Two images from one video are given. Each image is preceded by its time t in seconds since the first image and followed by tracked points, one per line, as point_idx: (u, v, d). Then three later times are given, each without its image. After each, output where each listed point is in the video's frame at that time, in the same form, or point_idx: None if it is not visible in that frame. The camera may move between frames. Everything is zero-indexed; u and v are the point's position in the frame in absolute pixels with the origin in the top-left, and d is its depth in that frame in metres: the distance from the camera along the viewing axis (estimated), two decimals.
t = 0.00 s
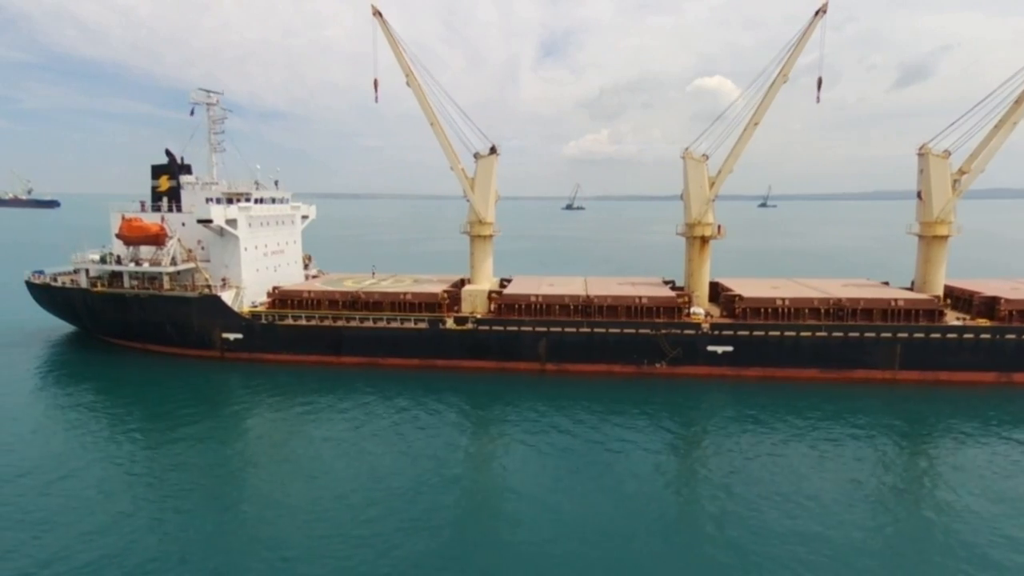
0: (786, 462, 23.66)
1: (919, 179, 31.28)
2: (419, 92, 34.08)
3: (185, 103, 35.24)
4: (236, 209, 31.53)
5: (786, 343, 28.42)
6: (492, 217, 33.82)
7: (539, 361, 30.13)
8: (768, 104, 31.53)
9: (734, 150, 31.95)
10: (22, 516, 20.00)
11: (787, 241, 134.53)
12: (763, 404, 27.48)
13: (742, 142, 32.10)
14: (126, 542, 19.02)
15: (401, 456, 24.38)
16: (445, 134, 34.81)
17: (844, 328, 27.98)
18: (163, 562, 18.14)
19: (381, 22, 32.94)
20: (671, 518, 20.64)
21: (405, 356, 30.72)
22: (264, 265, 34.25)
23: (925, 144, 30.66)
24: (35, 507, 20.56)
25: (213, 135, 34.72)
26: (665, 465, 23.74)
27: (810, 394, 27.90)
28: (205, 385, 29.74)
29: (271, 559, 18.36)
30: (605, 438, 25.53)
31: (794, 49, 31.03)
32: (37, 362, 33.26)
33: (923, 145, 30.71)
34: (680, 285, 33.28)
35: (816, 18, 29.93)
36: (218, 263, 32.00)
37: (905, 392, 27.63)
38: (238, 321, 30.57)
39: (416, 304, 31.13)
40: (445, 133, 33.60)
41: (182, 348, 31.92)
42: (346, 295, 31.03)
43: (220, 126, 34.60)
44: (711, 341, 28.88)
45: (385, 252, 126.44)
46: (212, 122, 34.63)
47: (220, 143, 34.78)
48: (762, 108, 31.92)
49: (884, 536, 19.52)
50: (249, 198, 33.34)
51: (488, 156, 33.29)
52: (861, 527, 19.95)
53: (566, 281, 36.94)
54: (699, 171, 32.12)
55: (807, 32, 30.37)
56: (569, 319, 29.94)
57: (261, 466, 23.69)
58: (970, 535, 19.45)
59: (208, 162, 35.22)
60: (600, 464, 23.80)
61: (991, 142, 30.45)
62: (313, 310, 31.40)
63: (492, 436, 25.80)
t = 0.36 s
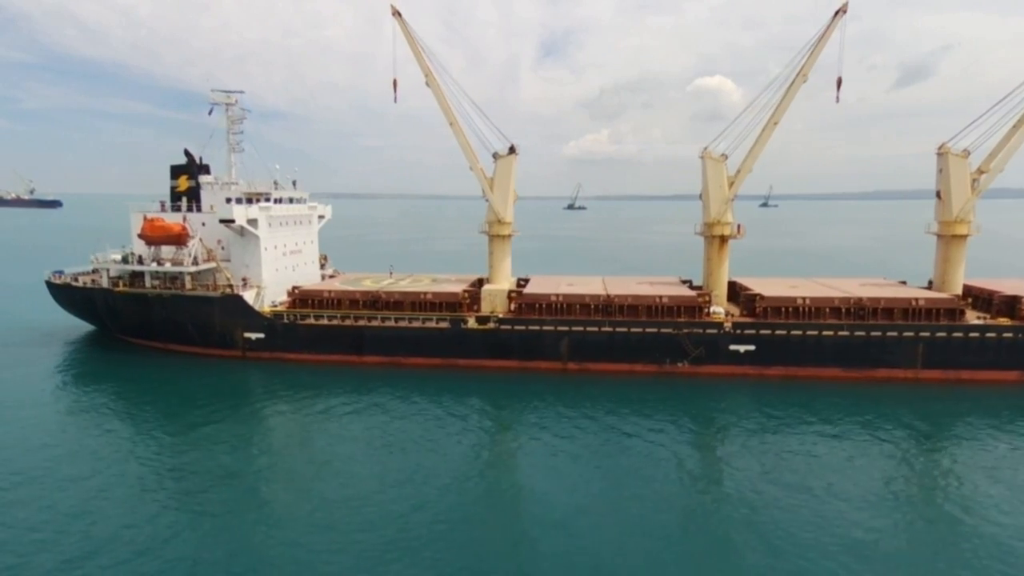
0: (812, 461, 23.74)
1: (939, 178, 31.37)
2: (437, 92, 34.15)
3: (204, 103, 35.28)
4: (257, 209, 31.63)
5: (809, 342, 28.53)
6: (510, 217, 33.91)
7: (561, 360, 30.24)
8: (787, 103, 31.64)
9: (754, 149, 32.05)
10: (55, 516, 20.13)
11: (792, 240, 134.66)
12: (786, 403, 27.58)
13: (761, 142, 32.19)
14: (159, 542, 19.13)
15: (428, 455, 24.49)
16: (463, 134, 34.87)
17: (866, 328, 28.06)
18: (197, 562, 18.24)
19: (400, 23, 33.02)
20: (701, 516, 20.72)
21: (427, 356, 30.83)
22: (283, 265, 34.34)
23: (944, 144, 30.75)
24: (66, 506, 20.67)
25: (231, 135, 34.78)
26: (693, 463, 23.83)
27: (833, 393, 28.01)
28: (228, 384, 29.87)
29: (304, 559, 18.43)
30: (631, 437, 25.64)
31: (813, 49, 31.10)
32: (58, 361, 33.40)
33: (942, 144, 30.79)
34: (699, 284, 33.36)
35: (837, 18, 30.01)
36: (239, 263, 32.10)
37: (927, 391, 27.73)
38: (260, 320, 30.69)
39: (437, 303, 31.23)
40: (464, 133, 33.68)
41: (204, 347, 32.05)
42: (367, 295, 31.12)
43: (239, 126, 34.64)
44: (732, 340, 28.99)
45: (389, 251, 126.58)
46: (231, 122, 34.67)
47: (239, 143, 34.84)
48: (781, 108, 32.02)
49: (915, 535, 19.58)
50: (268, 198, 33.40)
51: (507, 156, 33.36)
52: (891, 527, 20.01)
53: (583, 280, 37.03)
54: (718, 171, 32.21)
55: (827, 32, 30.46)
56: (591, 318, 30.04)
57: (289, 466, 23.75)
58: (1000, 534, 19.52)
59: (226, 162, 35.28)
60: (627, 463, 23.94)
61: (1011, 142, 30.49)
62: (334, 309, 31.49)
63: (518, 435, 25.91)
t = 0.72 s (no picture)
0: (839, 459, 23.82)
1: (956, 178, 31.46)
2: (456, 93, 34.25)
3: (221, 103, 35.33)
4: (277, 209, 31.70)
5: (830, 341, 28.65)
6: (528, 217, 34.00)
7: (582, 360, 30.35)
8: (805, 104, 31.77)
9: (772, 149, 32.16)
10: (85, 516, 20.20)
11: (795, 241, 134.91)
12: (809, 401, 27.67)
13: (780, 141, 32.29)
14: (191, 541, 19.23)
15: (454, 454, 24.60)
16: (481, 134, 34.96)
17: (887, 327, 28.15)
18: (230, 561, 18.29)
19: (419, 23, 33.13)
20: (729, 515, 20.82)
21: (448, 355, 30.93)
22: (301, 265, 34.40)
23: (963, 144, 30.84)
24: (96, 506, 20.76)
25: (250, 135, 34.85)
26: (718, 462, 23.95)
27: (854, 392, 28.09)
28: (250, 384, 29.98)
29: (336, 558, 18.48)
30: (656, 436, 25.72)
31: (832, 49, 31.20)
32: (78, 361, 33.51)
33: (960, 144, 30.88)
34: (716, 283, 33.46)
35: (856, 18, 30.14)
36: (258, 263, 32.18)
37: (949, 390, 27.82)
38: (282, 320, 30.79)
39: (457, 303, 31.32)
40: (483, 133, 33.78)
41: (225, 347, 32.15)
42: (387, 294, 31.21)
43: (257, 126, 34.69)
44: (754, 339, 29.11)
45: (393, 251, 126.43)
46: (249, 122, 34.71)
47: (257, 144, 34.89)
48: (799, 108, 32.13)
49: (944, 534, 19.64)
50: (287, 198, 33.45)
51: (526, 155, 33.46)
52: (920, 525, 20.07)
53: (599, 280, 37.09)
54: (737, 171, 32.31)
55: (846, 32, 30.60)
56: (611, 317, 30.13)
57: (316, 465, 23.82)
58: None
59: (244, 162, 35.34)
60: (652, 461, 24.07)
61: None
62: (355, 309, 31.58)
63: (543, 435, 25.98)
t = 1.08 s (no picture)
0: (865, 457, 23.92)
1: (974, 177, 31.51)
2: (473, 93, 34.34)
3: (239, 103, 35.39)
4: (297, 209, 31.79)
5: (852, 340, 28.76)
6: (546, 217, 34.08)
7: (604, 359, 30.46)
8: (824, 104, 31.91)
9: (791, 148, 32.26)
10: (117, 515, 20.25)
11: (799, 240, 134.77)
12: (831, 400, 27.78)
13: (798, 141, 32.40)
14: (225, 541, 19.26)
15: (480, 454, 24.68)
16: (499, 134, 35.05)
17: (908, 326, 28.27)
18: (266, 560, 18.35)
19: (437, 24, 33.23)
20: (759, 513, 20.88)
21: (470, 354, 31.08)
22: (320, 264, 34.48)
23: (981, 143, 30.88)
24: (127, 506, 20.81)
25: (268, 135, 34.92)
26: (745, 460, 24.04)
27: (876, 391, 28.20)
28: (272, 383, 30.05)
29: (370, 557, 18.53)
30: (681, 434, 25.83)
31: (851, 49, 31.31)
32: (98, 361, 33.56)
33: (979, 143, 30.92)
34: (734, 283, 33.55)
35: (876, 18, 30.25)
36: (278, 263, 32.28)
37: (971, 389, 27.93)
38: (303, 319, 30.89)
39: (476, 302, 31.41)
40: (501, 133, 33.88)
41: (246, 347, 32.27)
42: (407, 294, 31.30)
43: (276, 127, 34.76)
44: (776, 339, 29.20)
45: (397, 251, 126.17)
46: (268, 122, 34.78)
47: (275, 144, 34.96)
48: (817, 108, 32.25)
49: (975, 532, 19.69)
50: (306, 198, 33.52)
51: (544, 156, 33.55)
52: (950, 523, 20.17)
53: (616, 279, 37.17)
54: (755, 170, 32.41)
55: (865, 32, 30.71)
56: (631, 317, 30.24)
57: (343, 464, 23.90)
58: None
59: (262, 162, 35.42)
60: (678, 460, 24.15)
61: None
62: (375, 309, 31.69)
63: (568, 433, 26.10)
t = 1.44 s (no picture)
0: (891, 455, 24.04)
1: (994, 176, 31.53)
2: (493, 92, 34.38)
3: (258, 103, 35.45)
4: (317, 209, 31.88)
5: (874, 339, 28.89)
6: (565, 216, 34.14)
7: (625, 357, 30.68)
8: (844, 103, 32.00)
9: (810, 147, 32.34)
10: (149, 513, 20.41)
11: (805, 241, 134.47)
12: (853, 398, 27.93)
13: (817, 140, 32.46)
14: (257, 539, 19.39)
15: (506, 452, 24.83)
16: (518, 134, 35.10)
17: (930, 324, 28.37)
18: (301, 558, 18.45)
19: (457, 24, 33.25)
20: (786, 509, 20.98)
21: (492, 353, 31.30)
22: (339, 264, 34.59)
23: (1000, 142, 30.90)
24: (158, 504, 20.95)
25: (287, 135, 34.99)
26: (770, 458, 24.18)
27: (899, 389, 28.33)
28: (295, 382, 30.24)
29: (404, 555, 18.64)
30: (707, 432, 25.97)
31: (871, 48, 31.31)
32: (120, 361, 33.70)
33: (999, 142, 30.93)
34: (753, 282, 33.65)
35: (897, 17, 30.27)
36: (299, 262, 32.40)
37: (993, 387, 28.01)
38: (326, 319, 31.09)
39: (497, 301, 31.53)
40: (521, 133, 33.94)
41: (268, 346, 32.45)
42: (427, 293, 31.42)
43: (295, 127, 34.83)
44: (797, 337, 29.35)
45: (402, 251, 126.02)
46: (287, 122, 34.85)
47: (294, 144, 35.05)
48: (837, 107, 32.32)
49: (1006, 530, 19.76)
50: (325, 198, 33.58)
51: (564, 155, 33.63)
52: (980, 520, 20.24)
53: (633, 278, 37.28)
54: (774, 170, 32.48)
55: (886, 31, 30.75)
56: (652, 315, 30.39)
57: (371, 462, 24.02)
58: None
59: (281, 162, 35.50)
60: (704, 457, 24.28)
61: None
62: (397, 308, 31.82)
63: (593, 431, 26.25)
